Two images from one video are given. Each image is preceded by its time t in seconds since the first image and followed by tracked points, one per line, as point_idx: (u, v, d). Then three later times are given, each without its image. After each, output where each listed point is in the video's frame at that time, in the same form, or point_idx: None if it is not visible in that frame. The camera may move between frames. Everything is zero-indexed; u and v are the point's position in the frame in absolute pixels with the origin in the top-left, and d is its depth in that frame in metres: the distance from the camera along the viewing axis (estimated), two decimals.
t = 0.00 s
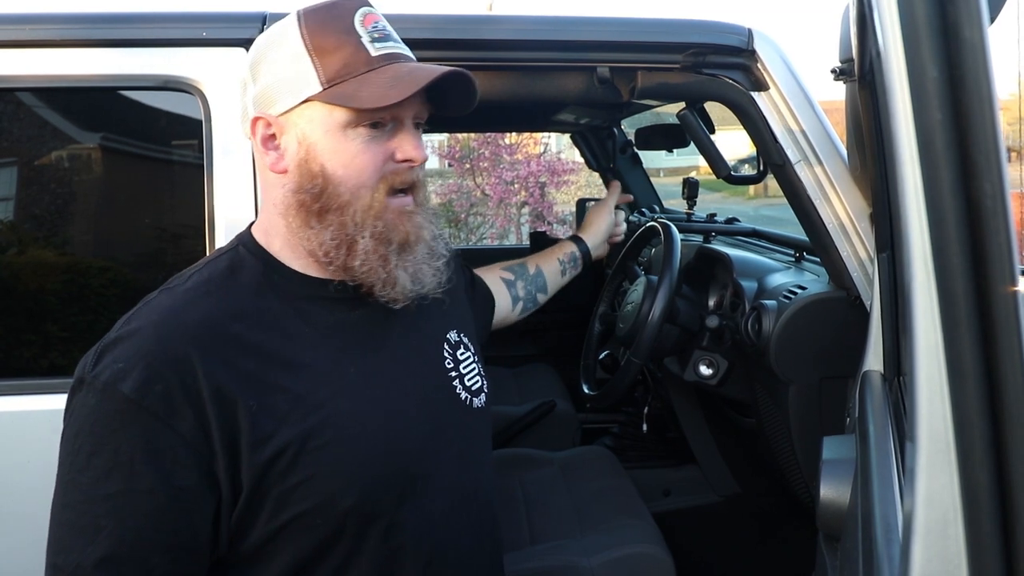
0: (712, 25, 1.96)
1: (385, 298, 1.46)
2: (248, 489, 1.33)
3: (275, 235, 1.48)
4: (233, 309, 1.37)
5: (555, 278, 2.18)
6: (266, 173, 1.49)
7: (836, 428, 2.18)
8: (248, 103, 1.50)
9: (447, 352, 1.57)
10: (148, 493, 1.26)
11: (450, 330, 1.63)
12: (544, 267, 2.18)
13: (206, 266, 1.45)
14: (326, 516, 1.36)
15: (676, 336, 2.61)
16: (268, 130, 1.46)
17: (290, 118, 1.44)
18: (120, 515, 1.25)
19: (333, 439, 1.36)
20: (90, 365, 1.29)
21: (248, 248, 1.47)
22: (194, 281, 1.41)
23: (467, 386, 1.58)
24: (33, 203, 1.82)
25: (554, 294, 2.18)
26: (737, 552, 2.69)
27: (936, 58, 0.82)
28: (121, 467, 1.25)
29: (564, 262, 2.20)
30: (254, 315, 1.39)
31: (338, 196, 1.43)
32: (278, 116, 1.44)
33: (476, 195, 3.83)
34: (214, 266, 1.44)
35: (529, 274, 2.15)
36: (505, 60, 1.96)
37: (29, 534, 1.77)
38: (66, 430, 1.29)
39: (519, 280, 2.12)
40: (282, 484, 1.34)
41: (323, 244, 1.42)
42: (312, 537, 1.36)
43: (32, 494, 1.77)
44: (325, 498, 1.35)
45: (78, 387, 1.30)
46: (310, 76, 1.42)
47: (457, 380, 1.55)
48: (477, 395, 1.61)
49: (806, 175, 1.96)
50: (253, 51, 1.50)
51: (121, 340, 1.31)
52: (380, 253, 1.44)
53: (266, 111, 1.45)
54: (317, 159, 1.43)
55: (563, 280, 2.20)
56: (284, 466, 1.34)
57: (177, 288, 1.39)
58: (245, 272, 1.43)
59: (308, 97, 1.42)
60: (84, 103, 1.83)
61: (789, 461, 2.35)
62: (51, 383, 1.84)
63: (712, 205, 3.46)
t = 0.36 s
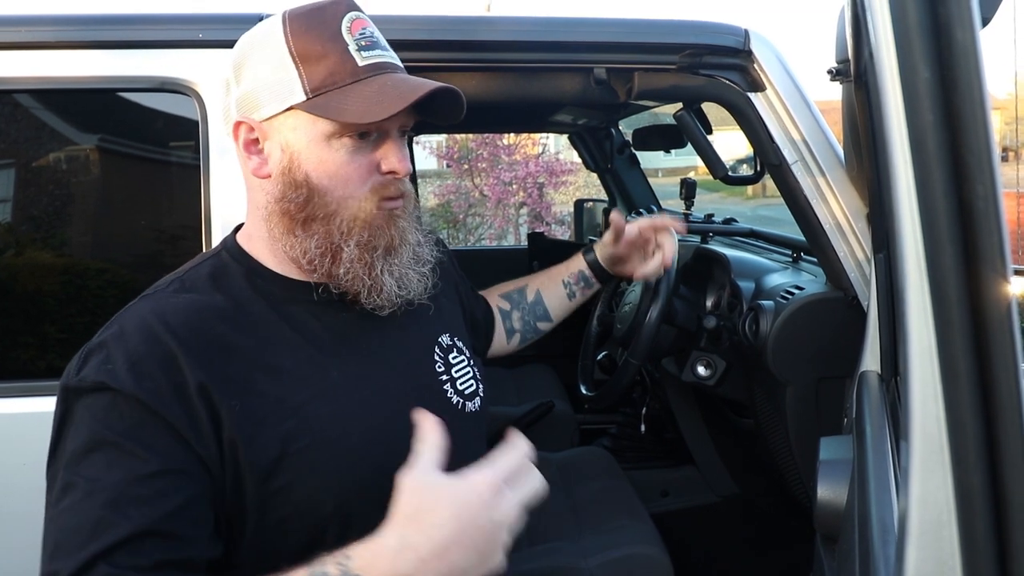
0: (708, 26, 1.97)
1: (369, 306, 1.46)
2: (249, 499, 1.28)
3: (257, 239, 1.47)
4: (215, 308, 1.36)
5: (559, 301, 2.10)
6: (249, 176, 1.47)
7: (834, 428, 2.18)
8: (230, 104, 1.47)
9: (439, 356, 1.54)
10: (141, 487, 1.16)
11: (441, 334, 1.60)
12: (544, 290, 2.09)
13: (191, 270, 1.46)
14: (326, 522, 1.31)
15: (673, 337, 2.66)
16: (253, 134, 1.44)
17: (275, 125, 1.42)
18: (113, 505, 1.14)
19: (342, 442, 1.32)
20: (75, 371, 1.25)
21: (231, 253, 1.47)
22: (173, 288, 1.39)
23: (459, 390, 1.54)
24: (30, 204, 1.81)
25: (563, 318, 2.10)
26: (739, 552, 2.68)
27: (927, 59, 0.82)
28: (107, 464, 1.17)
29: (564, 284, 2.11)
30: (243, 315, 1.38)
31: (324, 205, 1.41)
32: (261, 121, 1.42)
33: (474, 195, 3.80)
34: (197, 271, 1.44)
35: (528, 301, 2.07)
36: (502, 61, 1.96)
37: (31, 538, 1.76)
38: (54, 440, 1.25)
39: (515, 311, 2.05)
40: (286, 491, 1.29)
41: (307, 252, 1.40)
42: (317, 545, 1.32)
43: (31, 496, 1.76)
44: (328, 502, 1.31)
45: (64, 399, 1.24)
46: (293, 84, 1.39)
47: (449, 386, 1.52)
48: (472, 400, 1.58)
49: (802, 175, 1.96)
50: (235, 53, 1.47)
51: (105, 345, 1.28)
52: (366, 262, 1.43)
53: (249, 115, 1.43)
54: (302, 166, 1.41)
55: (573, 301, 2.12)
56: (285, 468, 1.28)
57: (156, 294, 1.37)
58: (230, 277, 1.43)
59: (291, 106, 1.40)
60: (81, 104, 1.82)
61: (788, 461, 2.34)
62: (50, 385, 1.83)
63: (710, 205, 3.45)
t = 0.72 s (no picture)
0: (708, 25, 1.96)
1: (372, 302, 1.44)
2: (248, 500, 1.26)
3: (259, 234, 1.45)
4: (207, 312, 1.35)
5: (565, 341, 1.97)
6: (252, 171, 1.45)
7: (832, 429, 2.18)
8: (234, 97, 1.44)
9: (439, 364, 1.52)
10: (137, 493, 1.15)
11: (442, 340, 1.57)
12: (551, 328, 1.98)
13: (186, 272, 1.44)
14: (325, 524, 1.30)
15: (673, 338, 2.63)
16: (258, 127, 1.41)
17: (281, 117, 1.39)
18: (107, 521, 1.13)
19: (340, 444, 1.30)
20: (69, 380, 1.23)
21: (230, 254, 1.46)
22: (165, 292, 1.37)
23: (459, 395, 1.53)
24: (29, 204, 1.81)
25: (565, 361, 1.96)
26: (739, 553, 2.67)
27: (928, 58, 0.81)
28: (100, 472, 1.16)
29: (572, 324, 1.99)
30: (236, 322, 1.36)
31: (330, 201, 1.40)
32: (268, 114, 1.39)
33: (473, 196, 3.85)
34: (193, 272, 1.43)
35: (534, 335, 1.97)
36: (502, 61, 1.95)
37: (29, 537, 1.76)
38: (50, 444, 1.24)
39: (518, 342, 1.96)
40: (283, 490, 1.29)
41: (312, 247, 1.39)
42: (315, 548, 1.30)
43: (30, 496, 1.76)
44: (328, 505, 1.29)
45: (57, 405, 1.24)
46: (304, 78, 1.37)
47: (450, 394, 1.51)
48: (474, 405, 1.57)
49: (802, 176, 1.96)
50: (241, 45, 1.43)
51: (98, 352, 1.26)
52: (371, 258, 1.41)
53: (254, 108, 1.40)
54: (308, 162, 1.39)
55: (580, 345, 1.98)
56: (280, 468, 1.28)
57: (149, 296, 1.36)
58: (224, 278, 1.42)
59: (302, 99, 1.37)
60: (81, 104, 1.82)
61: (788, 461, 2.32)
62: (49, 385, 1.83)
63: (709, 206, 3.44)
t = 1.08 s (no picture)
0: (708, 24, 1.95)
1: (384, 303, 1.40)
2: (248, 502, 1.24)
3: (264, 234, 1.40)
4: (223, 308, 1.32)
5: (520, 424, 1.77)
6: (257, 169, 1.39)
7: (832, 428, 2.18)
8: (239, 96, 1.37)
9: (443, 361, 1.47)
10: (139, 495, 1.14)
11: (446, 340, 1.53)
12: (513, 405, 1.81)
13: (192, 270, 1.39)
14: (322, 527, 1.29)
15: (670, 337, 2.66)
16: (267, 128, 1.35)
17: (293, 118, 1.33)
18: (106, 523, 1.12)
19: (343, 446, 1.28)
20: (95, 384, 1.19)
21: (233, 253, 1.41)
22: (175, 291, 1.33)
23: (464, 395, 1.47)
24: (26, 204, 1.80)
25: (514, 446, 1.77)
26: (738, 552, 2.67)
27: (930, 52, 0.81)
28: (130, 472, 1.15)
29: (533, 410, 1.79)
30: (250, 314, 1.33)
31: (343, 201, 1.36)
32: (281, 113, 1.33)
33: (473, 196, 3.75)
34: (199, 272, 1.38)
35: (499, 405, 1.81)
36: (501, 60, 1.94)
37: (29, 538, 1.75)
38: (70, 450, 1.19)
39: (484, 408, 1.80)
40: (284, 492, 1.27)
41: (326, 247, 1.35)
42: (318, 550, 1.28)
43: (27, 497, 1.75)
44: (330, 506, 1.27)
45: (83, 409, 1.19)
46: (318, 76, 1.32)
47: (453, 391, 1.45)
48: (478, 405, 1.51)
49: (801, 175, 1.96)
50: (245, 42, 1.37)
51: (119, 353, 1.22)
52: (385, 259, 1.38)
53: (264, 108, 1.34)
54: (322, 161, 1.34)
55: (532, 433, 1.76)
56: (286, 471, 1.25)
57: (162, 295, 1.32)
58: (233, 276, 1.38)
59: (318, 99, 1.32)
60: (78, 104, 1.81)
61: (788, 462, 2.31)
62: (46, 386, 1.82)
63: (708, 205, 3.44)
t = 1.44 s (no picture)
0: (709, 23, 1.94)
1: (430, 290, 1.50)
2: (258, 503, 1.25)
3: (319, 229, 1.38)
4: (243, 319, 1.27)
5: (517, 357, 1.93)
6: (332, 164, 1.35)
7: (831, 429, 2.17)
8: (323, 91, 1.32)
9: (448, 355, 1.50)
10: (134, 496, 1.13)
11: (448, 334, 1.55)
12: (502, 346, 1.95)
13: (206, 274, 1.35)
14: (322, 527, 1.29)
15: (670, 337, 2.63)
16: (359, 123, 1.35)
17: (385, 115, 1.37)
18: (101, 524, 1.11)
19: (344, 448, 1.27)
20: (105, 394, 1.18)
21: (247, 255, 1.36)
22: (194, 296, 1.29)
23: (469, 389, 1.51)
24: (24, 202, 1.79)
25: (517, 377, 1.92)
26: (735, 552, 2.67)
27: (936, 48, 0.81)
28: (134, 484, 1.15)
29: (526, 342, 1.95)
30: (273, 321, 1.30)
31: (417, 193, 1.43)
32: (377, 109, 1.36)
33: (471, 195, 3.76)
34: (214, 276, 1.34)
35: (487, 350, 1.94)
36: (501, 58, 1.94)
37: (25, 537, 1.75)
38: (67, 446, 1.18)
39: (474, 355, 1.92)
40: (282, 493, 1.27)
41: (408, 237, 1.42)
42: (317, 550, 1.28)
43: (24, 495, 1.74)
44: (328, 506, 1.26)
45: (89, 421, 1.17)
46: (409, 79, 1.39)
47: (458, 384, 1.48)
48: (477, 398, 1.55)
49: (801, 173, 1.95)
50: (322, 36, 1.33)
51: (134, 364, 1.20)
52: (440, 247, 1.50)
53: (364, 103, 1.34)
54: (408, 156, 1.40)
55: (530, 362, 1.94)
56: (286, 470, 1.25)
57: (179, 303, 1.28)
58: (248, 280, 1.33)
59: (410, 99, 1.39)
60: (78, 102, 1.80)
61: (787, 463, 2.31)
62: (44, 384, 1.81)
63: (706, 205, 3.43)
